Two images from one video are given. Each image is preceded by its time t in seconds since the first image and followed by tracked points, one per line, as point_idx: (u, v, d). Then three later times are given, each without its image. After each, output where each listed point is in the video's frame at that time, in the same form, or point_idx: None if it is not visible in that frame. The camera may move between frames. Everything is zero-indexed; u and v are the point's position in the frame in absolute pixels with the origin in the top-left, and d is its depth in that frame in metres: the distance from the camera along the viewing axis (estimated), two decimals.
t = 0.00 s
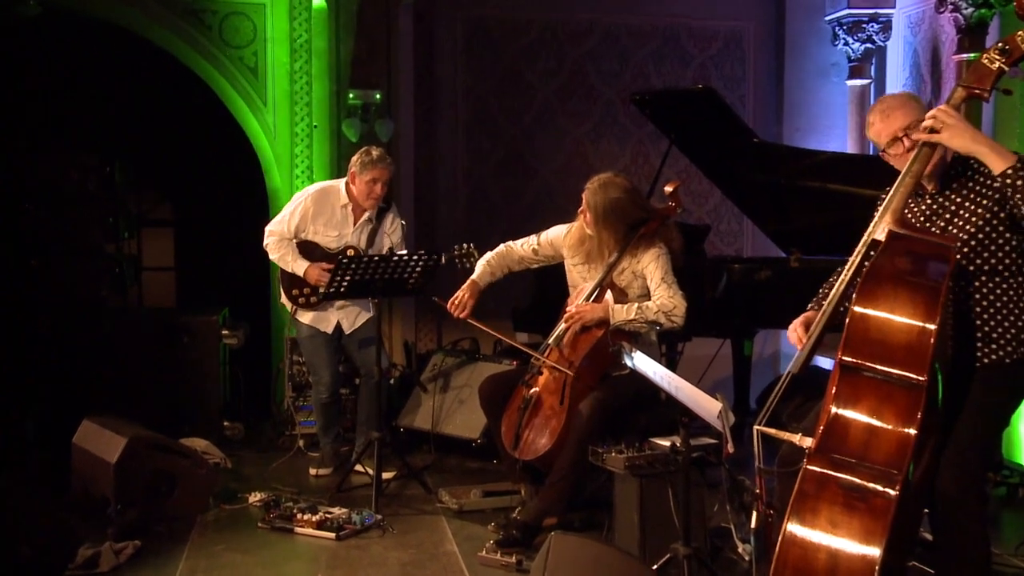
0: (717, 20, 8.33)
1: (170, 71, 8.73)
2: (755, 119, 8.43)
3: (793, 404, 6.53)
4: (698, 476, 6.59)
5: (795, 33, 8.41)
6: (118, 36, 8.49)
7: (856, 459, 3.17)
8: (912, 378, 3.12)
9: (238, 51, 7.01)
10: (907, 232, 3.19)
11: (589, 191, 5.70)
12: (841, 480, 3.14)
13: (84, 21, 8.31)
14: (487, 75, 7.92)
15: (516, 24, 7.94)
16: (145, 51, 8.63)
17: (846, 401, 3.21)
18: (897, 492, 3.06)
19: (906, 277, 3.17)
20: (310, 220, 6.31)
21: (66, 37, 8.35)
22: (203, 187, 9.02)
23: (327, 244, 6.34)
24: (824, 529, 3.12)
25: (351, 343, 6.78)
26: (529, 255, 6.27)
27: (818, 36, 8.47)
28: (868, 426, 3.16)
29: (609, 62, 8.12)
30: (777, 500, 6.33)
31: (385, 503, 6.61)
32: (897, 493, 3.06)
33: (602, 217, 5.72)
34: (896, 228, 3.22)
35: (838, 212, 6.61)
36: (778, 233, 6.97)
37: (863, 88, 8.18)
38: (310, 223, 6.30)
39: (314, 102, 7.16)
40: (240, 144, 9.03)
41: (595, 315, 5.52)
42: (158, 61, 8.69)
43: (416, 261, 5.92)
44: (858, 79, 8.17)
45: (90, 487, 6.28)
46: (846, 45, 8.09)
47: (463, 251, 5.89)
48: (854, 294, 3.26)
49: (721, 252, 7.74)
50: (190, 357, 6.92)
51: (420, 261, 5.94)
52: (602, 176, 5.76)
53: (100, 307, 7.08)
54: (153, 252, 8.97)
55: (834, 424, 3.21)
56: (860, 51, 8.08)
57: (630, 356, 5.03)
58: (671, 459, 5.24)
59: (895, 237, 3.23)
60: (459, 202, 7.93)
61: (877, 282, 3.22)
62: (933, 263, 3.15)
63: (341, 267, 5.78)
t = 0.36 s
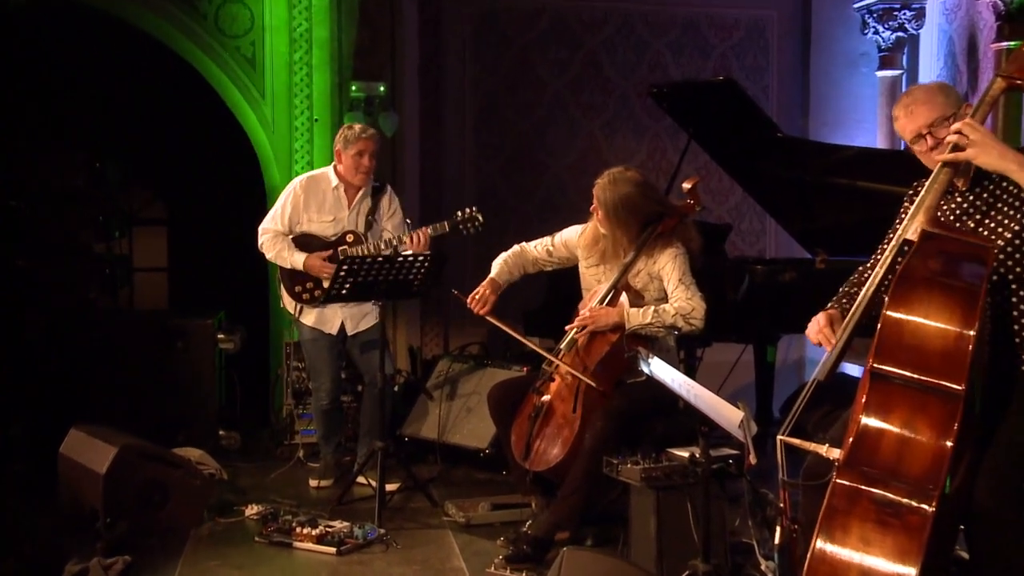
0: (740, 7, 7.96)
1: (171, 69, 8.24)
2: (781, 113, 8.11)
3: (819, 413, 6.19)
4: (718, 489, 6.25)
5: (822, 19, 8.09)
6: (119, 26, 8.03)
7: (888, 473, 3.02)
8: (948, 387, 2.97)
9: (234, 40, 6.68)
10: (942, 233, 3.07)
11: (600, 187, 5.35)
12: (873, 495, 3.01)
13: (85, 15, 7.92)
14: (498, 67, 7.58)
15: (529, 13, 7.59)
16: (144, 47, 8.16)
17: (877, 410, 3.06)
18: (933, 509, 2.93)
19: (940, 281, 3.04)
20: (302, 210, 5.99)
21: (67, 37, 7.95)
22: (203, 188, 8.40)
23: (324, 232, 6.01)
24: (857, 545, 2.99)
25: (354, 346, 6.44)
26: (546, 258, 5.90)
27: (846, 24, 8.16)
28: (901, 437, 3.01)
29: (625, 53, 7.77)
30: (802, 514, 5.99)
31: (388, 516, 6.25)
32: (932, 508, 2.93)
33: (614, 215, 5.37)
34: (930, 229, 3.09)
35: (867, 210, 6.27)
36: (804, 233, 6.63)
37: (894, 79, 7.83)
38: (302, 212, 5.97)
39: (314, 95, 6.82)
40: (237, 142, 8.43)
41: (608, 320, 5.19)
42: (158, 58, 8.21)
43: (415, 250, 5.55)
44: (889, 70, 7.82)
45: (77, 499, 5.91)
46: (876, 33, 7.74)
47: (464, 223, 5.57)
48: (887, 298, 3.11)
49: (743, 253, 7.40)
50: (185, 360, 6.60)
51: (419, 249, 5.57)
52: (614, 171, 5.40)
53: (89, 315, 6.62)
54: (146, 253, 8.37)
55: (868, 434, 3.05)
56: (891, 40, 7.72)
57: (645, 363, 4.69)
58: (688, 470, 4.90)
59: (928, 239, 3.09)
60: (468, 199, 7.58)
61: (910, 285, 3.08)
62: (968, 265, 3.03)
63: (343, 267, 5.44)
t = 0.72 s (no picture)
0: None
1: (171, 70, 7.88)
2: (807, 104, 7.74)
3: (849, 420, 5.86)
4: (742, 501, 5.92)
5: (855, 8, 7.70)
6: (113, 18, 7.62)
7: (919, 484, 2.89)
8: (980, 393, 2.82)
9: (234, 30, 6.39)
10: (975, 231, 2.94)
11: (610, 185, 5.10)
12: (901, 507, 2.87)
13: (83, 14, 7.58)
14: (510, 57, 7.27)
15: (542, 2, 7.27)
16: (145, 45, 7.79)
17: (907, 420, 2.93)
18: (968, 522, 2.77)
19: (978, 280, 2.88)
20: (298, 201, 5.70)
21: (66, 37, 7.58)
22: (203, 188, 8.07)
23: (322, 220, 5.72)
24: (883, 560, 2.85)
25: (360, 348, 6.13)
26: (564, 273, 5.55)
27: (880, 10, 7.75)
28: (932, 447, 2.87)
29: (642, 42, 7.45)
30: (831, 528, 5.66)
31: (395, 529, 5.91)
32: (966, 523, 2.77)
33: (628, 215, 5.09)
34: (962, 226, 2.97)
35: (898, 207, 5.95)
36: (831, 231, 6.31)
37: (928, 69, 7.48)
38: (297, 204, 5.69)
39: (318, 89, 6.51)
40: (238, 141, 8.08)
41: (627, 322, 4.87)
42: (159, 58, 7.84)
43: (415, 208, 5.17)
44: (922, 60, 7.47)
45: (67, 510, 5.55)
46: (909, 20, 7.42)
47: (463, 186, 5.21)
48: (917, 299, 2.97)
49: (767, 253, 7.09)
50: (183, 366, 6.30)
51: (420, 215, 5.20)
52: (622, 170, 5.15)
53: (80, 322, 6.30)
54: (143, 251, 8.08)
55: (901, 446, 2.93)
56: (925, 28, 7.39)
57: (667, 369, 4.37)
58: (707, 479, 4.58)
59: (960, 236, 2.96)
60: (478, 196, 7.27)
61: (941, 285, 2.94)
62: (1005, 265, 2.87)
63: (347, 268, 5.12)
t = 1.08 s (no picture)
0: None
1: (172, 70, 7.54)
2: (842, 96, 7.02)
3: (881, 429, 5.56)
4: (768, 514, 5.63)
5: None
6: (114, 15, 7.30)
7: (953, 496, 2.76)
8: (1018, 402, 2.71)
9: (236, 23, 6.16)
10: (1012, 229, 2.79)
11: (632, 184, 4.77)
12: (936, 521, 2.74)
13: (83, 14, 7.22)
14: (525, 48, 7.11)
15: None
16: (145, 42, 7.44)
17: (943, 429, 2.79)
18: (1006, 537, 2.65)
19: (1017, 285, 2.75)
20: (297, 197, 5.45)
21: (67, 37, 7.22)
22: (204, 188, 7.81)
23: (324, 215, 5.46)
24: None
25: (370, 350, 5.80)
26: (587, 283, 5.25)
27: None
28: (968, 457, 2.74)
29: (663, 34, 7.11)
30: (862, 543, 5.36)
31: (404, 543, 5.61)
32: (1005, 538, 2.65)
33: (651, 214, 4.76)
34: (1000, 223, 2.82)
35: (932, 205, 5.66)
36: (860, 231, 6.02)
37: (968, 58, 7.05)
38: (297, 203, 5.44)
39: (324, 85, 6.22)
40: (242, 142, 7.76)
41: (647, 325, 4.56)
42: (158, 57, 7.50)
43: (414, 189, 4.92)
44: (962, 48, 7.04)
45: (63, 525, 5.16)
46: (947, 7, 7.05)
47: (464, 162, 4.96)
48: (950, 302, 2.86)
49: (795, 254, 6.79)
50: (180, 372, 6.04)
51: (420, 197, 4.95)
52: (645, 168, 4.83)
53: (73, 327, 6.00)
54: (144, 253, 7.82)
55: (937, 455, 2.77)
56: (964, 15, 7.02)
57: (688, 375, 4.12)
58: (732, 493, 4.31)
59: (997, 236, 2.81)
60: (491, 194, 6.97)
61: (977, 288, 2.81)
62: None
63: (353, 267, 4.87)
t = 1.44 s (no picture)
0: None
1: (173, 71, 7.22)
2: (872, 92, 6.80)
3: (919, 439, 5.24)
4: (800, 530, 5.32)
5: None
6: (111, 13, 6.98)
7: (997, 511, 2.69)
8: None
9: (240, 14, 5.86)
10: None
11: (659, 180, 4.54)
12: (980, 537, 2.68)
13: (83, 14, 6.92)
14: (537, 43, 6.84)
15: None
16: (146, 42, 7.12)
17: (984, 440, 2.72)
18: None
19: None
20: (303, 196, 5.17)
21: (66, 36, 6.92)
22: (203, 188, 7.54)
23: (332, 213, 5.16)
24: None
25: (380, 355, 5.45)
26: (619, 291, 4.94)
27: None
28: (1014, 471, 2.67)
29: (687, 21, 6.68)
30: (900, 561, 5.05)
31: (416, 558, 5.29)
32: None
33: (673, 212, 4.49)
34: None
35: (972, 203, 5.36)
36: (894, 231, 5.72)
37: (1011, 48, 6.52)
38: (301, 200, 5.16)
39: (331, 78, 5.96)
40: (245, 142, 7.48)
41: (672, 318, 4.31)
42: (160, 57, 7.18)
43: (427, 185, 4.64)
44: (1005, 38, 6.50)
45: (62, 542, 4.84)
46: None
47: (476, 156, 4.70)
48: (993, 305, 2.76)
49: (829, 254, 6.52)
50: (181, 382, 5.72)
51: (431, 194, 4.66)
52: (670, 164, 4.59)
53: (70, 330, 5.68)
54: (144, 253, 7.52)
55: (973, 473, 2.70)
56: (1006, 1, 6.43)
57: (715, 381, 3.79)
58: (762, 505, 3.94)
59: None
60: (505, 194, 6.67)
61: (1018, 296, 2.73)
62: None
63: (363, 269, 4.59)
